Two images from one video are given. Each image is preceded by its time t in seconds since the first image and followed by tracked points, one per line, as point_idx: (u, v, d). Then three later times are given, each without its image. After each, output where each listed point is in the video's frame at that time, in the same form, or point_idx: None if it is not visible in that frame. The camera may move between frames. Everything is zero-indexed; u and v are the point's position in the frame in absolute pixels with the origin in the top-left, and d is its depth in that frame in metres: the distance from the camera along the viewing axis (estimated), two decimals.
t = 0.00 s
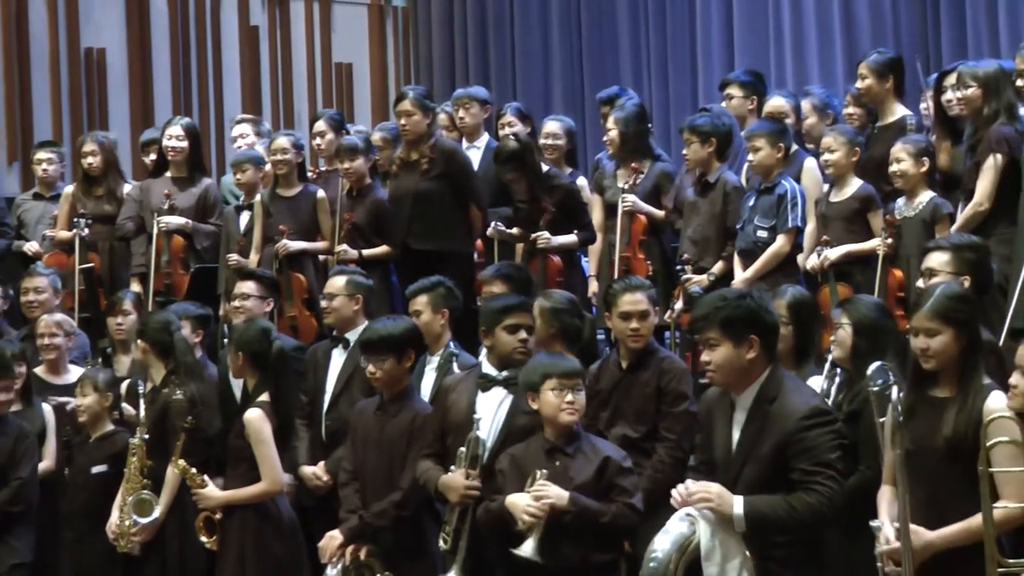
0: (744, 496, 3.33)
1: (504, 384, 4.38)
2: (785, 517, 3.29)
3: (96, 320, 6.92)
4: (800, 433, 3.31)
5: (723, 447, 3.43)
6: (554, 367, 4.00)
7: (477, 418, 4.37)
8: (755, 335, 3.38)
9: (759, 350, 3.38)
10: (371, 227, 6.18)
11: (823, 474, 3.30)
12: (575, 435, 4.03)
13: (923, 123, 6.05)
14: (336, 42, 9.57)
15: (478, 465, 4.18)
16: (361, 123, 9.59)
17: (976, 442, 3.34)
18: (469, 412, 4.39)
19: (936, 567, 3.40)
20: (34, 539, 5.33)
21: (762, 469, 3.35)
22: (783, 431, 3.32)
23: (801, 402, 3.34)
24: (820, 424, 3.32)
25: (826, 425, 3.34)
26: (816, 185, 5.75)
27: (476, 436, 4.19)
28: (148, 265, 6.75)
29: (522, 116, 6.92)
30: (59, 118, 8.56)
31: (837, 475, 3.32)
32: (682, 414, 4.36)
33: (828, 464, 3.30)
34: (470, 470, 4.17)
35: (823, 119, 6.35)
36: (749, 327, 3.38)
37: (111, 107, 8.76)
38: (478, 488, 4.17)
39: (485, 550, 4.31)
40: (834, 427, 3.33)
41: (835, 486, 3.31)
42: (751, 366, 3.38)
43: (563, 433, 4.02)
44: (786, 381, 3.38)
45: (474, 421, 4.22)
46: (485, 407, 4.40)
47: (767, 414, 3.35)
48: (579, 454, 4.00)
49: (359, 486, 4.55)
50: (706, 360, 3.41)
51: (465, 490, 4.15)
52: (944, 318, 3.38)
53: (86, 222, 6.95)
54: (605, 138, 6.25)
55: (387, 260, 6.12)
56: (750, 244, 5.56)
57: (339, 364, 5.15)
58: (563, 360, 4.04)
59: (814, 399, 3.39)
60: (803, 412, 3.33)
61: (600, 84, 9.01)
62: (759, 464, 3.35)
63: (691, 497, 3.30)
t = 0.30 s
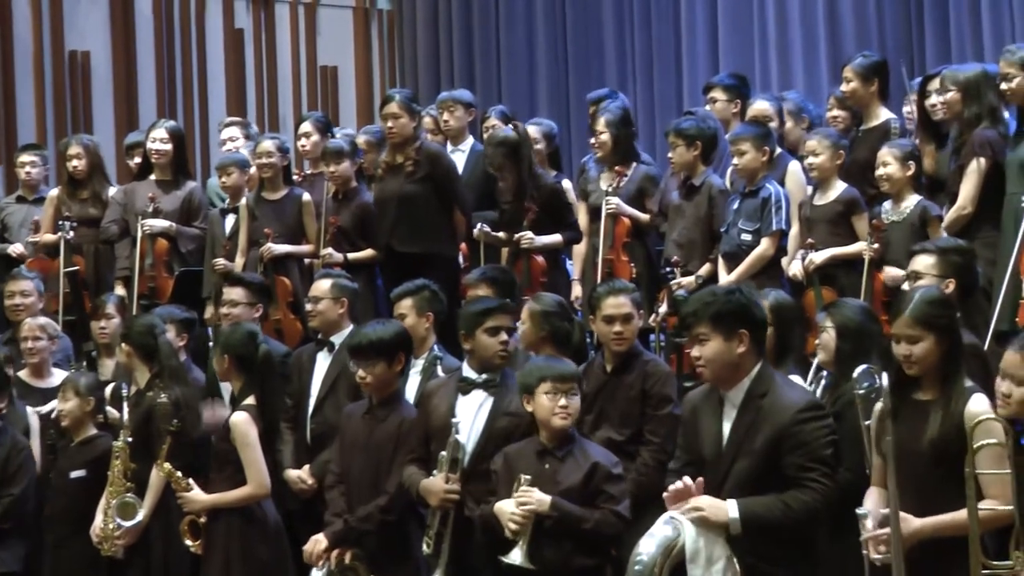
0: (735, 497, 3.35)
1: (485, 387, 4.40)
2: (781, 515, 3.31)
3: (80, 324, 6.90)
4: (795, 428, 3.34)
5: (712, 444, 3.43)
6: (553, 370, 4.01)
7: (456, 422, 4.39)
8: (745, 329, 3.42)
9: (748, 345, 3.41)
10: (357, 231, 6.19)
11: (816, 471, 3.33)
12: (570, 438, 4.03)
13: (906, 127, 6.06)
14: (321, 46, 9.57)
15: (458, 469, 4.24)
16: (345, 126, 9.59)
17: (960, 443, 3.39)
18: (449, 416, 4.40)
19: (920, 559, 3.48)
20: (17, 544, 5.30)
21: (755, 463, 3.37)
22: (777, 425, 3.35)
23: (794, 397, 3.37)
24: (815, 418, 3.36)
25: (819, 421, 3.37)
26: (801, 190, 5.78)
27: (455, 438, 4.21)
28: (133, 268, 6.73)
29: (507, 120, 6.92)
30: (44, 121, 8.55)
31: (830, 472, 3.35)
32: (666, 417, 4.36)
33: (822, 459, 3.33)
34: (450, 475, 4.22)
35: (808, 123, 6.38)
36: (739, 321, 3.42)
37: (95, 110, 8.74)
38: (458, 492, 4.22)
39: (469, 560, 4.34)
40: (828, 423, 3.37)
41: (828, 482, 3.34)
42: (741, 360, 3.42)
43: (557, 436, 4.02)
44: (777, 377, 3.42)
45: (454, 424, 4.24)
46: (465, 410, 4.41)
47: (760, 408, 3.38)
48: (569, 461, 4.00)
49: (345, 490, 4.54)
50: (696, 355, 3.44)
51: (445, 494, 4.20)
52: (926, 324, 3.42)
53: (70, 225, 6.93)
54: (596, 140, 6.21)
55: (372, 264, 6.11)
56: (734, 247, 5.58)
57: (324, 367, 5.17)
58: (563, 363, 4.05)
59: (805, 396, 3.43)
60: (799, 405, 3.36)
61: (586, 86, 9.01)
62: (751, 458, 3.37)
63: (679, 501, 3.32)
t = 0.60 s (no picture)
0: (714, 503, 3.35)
1: (468, 389, 4.42)
2: (754, 520, 3.31)
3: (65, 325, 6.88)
4: (781, 434, 3.34)
5: (701, 446, 3.44)
6: (555, 377, 3.96)
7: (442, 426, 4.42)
8: (735, 333, 3.43)
9: (739, 350, 3.42)
10: (343, 233, 6.15)
11: (797, 476, 3.33)
12: (567, 443, 4.02)
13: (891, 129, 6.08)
14: (306, 47, 9.56)
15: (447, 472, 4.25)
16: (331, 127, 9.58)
17: (943, 445, 3.41)
18: (433, 419, 4.47)
19: (906, 554, 3.50)
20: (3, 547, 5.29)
21: (742, 467, 3.38)
22: (764, 429, 3.35)
23: (784, 403, 3.38)
24: (801, 424, 3.36)
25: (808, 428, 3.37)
26: (785, 192, 5.77)
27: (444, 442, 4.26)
28: (118, 270, 6.71)
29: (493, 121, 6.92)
30: (28, 122, 8.52)
31: (812, 479, 3.34)
32: (652, 419, 4.38)
33: (805, 465, 3.33)
34: (438, 479, 4.22)
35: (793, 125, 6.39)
36: (730, 325, 3.42)
37: (80, 111, 8.72)
38: (446, 496, 4.21)
39: (457, 563, 4.37)
40: (815, 430, 3.36)
41: (808, 489, 3.33)
42: (732, 364, 3.42)
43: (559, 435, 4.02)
44: (768, 382, 3.42)
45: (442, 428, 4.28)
46: (450, 414, 4.45)
47: (749, 413, 3.38)
48: (560, 465, 3.99)
49: (332, 491, 4.55)
50: (687, 358, 3.45)
51: (433, 498, 4.18)
52: (906, 326, 3.43)
53: (54, 227, 6.91)
54: (589, 142, 6.17)
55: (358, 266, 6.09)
56: (718, 249, 5.59)
57: (310, 370, 5.18)
58: (568, 370, 4.01)
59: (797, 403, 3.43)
60: (789, 411, 3.37)
61: (572, 87, 9.02)
62: (739, 462, 3.38)
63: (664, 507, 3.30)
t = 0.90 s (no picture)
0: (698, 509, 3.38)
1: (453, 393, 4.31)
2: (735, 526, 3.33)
3: (48, 327, 6.86)
4: (756, 438, 3.35)
5: (683, 448, 3.47)
6: (550, 386, 3.91)
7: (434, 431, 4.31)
8: (711, 338, 3.44)
9: (716, 354, 3.43)
10: (329, 235, 6.23)
11: (777, 481, 3.34)
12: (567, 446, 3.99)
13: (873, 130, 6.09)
14: (290, 49, 9.55)
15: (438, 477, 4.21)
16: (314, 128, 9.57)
17: (925, 446, 3.42)
18: (423, 422, 4.36)
19: (898, 551, 3.51)
20: None
21: (722, 472, 3.39)
22: (741, 433, 3.37)
23: (761, 405, 3.39)
24: (778, 427, 3.37)
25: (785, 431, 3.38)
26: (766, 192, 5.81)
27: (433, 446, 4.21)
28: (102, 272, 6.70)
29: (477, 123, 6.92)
30: (11, 124, 8.49)
31: (792, 483, 3.35)
32: (636, 420, 4.39)
33: (782, 469, 3.34)
34: (430, 482, 4.19)
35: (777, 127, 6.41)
36: (706, 330, 3.44)
37: (64, 113, 8.70)
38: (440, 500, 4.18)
39: (446, 564, 4.37)
40: (792, 433, 3.37)
41: (788, 494, 3.34)
42: (709, 368, 3.44)
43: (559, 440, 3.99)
44: (747, 384, 3.43)
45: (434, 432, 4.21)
46: (439, 419, 4.36)
47: (727, 416, 3.40)
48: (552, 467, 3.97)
49: (319, 492, 4.60)
50: (665, 362, 3.48)
51: (427, 503, 4.16)
52: (889, 324, 3.44)
53: (37, 228, 6.89)
54: (577, 144, 6.14)
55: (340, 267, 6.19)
56: (701, 251, 5.60)
57: (293, 371, 5.19)
58: (567, 378, 3.95)
59: (775, 404, 3.44)
60: (763, 414, 3.37)
61: (556, 88, 9.03)
62: (718, 466, 3.40)
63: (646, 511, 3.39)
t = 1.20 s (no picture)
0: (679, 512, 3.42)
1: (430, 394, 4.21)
2: (717, 530, 3.35)
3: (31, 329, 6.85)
4: (734, 443, 3.36)
5: (665, 450, 3.50)
6: (551, 389, 3.92)
7: (416, 432, 4.34)
8: (681, 345, 3.43)
9: (686, 360, 3.42)
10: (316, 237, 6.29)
11: (757, 486, 3.35)
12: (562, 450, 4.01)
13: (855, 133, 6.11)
14: (274, 51, 9.53)
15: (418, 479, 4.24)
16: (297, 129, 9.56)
17: (906, 442, 3.44)
18: (404, 423, 4.37)
19: (887, 551, 3.54)
20: None
21: (702, 475, 3.41)
22: (718, 439, 3.37)
23: (740, 408, 3.39)
24: (757, 430, 3.37)
25: (764, 434, 3.38)
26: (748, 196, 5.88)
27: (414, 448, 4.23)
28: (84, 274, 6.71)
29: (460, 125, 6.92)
30: None
31: (773, 486, 3.36)
32: (619, 421, 4.39)
33: (763, 473, 3.35)
34: (410, 484, 4.22)
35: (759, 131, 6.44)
36: (676, 337, 3.42)
37: (46, 114, 8.67)
38: (421, 501, 4.21)
39: (427, 566, 4.38)
40: (771, 436, 3.37)
41: (769, 498, 3.35)
42: (681, 373, 3.44)
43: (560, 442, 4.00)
44: (726, 387, 3.44)
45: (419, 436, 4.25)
46: (420, 419, 4.37)
47: (706, 420, 3.40)
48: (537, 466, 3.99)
49: (303, 494, 4.59)
50: (642, 365, 3.49)
51: (407, 504, 4.18)
52: (875, 324, 3.45)
53: (19, 230, 6.87)
54: (560, 147, 6.13)
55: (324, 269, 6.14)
56: (684, 252, 5.60)
57: (276, 373, 5.19)
58: (574, 385, 3.93)
59: (754, 406, 3.43)
60: (742, 418, 3.37)
61: (539, 91, 9.03)
62: (699, 470, 3.41)
63: (629, 512, 3.43)
